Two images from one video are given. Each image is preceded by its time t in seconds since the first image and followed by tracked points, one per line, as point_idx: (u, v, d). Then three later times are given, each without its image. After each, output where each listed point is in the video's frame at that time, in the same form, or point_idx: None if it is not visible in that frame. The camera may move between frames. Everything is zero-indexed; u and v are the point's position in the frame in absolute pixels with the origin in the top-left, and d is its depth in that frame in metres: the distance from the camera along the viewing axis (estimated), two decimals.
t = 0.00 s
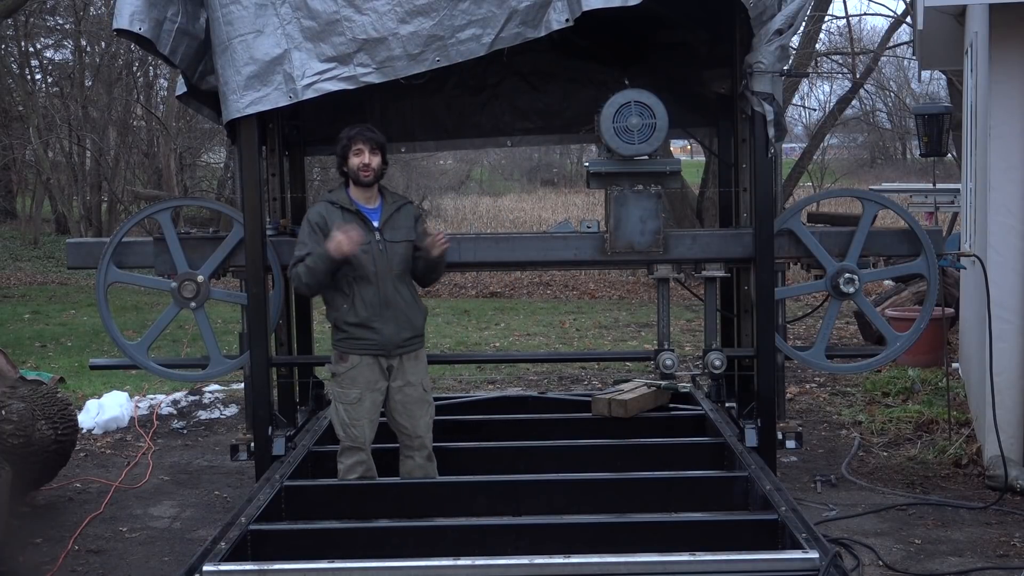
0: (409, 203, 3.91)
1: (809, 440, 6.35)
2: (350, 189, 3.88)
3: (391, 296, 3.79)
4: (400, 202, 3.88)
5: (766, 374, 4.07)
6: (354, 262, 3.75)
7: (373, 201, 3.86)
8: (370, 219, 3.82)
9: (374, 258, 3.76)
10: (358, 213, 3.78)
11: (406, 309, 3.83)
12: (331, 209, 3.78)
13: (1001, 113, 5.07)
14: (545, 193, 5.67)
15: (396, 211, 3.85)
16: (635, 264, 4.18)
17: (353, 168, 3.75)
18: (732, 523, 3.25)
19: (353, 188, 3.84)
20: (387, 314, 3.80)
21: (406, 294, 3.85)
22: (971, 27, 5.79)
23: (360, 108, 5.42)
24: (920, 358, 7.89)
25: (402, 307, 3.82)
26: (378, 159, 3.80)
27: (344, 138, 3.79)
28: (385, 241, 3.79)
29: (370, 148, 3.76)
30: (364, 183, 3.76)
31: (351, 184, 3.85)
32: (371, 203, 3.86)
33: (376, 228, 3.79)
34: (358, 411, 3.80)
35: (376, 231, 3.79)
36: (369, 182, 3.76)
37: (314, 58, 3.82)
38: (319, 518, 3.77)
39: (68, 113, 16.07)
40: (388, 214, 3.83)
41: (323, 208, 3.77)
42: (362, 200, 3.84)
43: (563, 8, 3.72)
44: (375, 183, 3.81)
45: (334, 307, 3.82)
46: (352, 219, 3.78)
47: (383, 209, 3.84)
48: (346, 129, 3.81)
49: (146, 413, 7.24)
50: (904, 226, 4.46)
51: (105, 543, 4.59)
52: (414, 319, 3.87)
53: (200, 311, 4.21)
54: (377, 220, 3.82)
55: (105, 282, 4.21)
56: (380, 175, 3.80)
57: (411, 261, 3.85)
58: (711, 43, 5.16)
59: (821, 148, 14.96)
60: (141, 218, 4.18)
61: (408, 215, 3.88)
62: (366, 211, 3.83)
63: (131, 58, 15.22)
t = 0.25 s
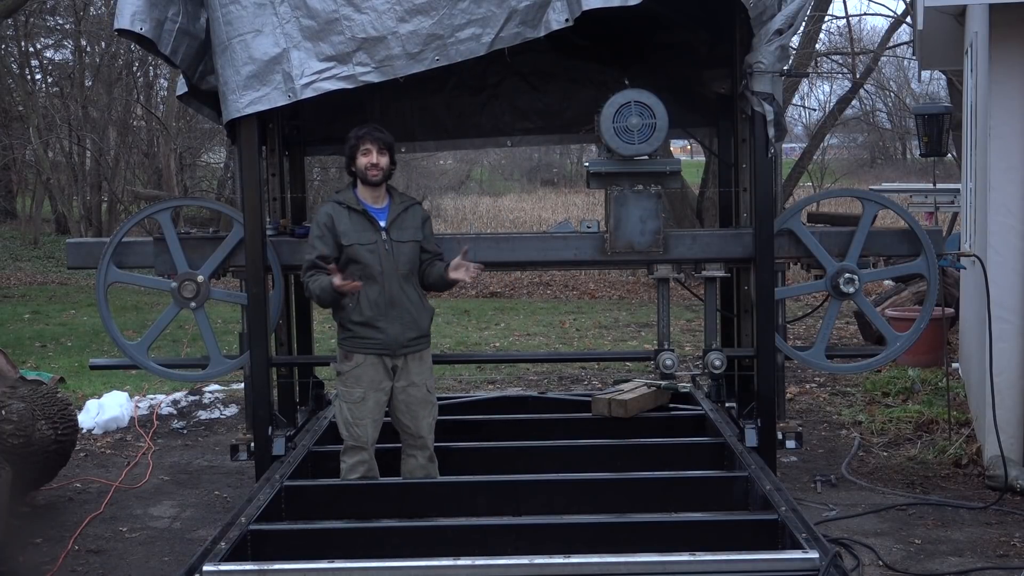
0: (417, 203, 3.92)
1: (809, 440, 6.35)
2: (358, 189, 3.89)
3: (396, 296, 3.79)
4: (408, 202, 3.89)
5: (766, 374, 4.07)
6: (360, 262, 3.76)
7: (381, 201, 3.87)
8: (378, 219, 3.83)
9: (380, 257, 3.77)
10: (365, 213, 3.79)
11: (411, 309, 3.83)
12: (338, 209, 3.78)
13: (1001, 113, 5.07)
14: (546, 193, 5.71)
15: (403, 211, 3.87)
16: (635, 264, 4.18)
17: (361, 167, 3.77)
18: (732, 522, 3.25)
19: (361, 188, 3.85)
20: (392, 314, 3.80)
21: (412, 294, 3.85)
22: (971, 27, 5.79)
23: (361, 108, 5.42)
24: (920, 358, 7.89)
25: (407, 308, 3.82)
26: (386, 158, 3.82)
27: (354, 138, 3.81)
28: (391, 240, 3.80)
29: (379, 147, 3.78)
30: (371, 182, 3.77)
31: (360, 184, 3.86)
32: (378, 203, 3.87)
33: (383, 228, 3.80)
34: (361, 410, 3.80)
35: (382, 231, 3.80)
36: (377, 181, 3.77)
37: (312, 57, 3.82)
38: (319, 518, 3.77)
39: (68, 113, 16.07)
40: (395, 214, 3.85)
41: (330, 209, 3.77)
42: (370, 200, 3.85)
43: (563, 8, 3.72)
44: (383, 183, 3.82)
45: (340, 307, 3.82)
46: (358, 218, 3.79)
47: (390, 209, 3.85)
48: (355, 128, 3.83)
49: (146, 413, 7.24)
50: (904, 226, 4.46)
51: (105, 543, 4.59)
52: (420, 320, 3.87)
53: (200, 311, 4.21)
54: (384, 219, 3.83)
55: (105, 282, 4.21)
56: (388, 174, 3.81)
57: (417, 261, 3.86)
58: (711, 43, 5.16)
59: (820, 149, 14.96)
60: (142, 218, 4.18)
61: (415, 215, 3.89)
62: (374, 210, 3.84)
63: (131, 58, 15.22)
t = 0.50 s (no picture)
0: (419, 203, 3.94)
1: (809, 440, 6.35)
2: (362, 188, 3.89)
3: (400, 296, 3.81)
4: (411, 202, 3.91)
5: (766, 374, 4.07)
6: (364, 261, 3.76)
7: (385, 201, 3.88)
8: (381, 219, 3.84)
9: (384, 256, 3.79)
10: (369, 212, 3.80)
11: (415, 309, 3.85)
12: (342, 207, 3.78)
13: (1001, 113, 5.07)
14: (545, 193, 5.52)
15: (407, 211, 3.88)
16: (635, 264, 4.18)
17: (369, 168, 3.78)
18: (733, 522, 3.25)
19: (365, 187, 3.86)
20: (395, 314, 3.81)
21: (415, 293, 3.86)
22: (971, 27, 5.79)
23: (361, 108, 5.42)
24: (920, 358, 7.89)
25: (410, 308, 3.83)
26: (393, 159, 3.83)
27: (362, 137, 3.82)
28: (395, 240, 3.81)
29: (388, 148, 3.79)
30: (378, 182, 3.79)
31: (364, 183, 3.87)
32: (382, 203, 3.87)
33: (386, 228, 3.81)
34: (363, 410, 3.81)
35: (386, 231, 3.81)
36: (384, 182, 3.79)
37: (311, 56, 3.82)
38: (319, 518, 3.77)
39: (68, 113, 16.08)
40: (398, 214, 3.86)
41: (333, 207, 3.77)
42: (374, 200, 3.86)
43: (562, 8, 3.71)
44: (389, 184, 3.83)
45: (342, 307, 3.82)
46: (362, 217, 3.80)
47: (394, 209, 3.87)
48: (363, 129, 3.84)
49: (146, 413, 7.24)
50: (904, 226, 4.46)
51: (105, 543, 4.59)
52: (423, 320, 3.89)
53: (200, 311, 4.21)
54: (388, 219, 3.85)
55: (105, 282, 4.21)
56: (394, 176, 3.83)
57: (419, 261, 3.88)
58: (711, 43, 5.16)
59: (821, 149, 14.96)
60: (142, 218, 4.18)
61: (418, 215, 3.91)
62: (378, 210, 3.85)
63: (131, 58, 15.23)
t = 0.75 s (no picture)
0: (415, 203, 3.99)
1: (809, 440, 6.35)
2: (360, 188, 3.90)
3: (403, 296, 3.84)
4: (407, 202, 3.97)
5: (766, 374, 4.07)
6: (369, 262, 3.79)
7: (383, 200, 3.92)
8: (383, 219, 3.88)
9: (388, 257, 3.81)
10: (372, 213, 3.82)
11: (416, 308, 3.88)
12: (345, 209, 3.78)
13: (1001, 113, 5.07)
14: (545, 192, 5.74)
15: (406, 211, 3.94)
16: (635, 264, 4.18)
17: (388, 172, 3.82)
18: (733, 522, 3.25)
19: (368, 187, 3.88)
20: (399, 314, 3.84)
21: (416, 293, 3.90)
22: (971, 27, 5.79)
23: (361, 108, 5.42)
24: (920, 358, 7.89)
25: (413, 308, 3.87)
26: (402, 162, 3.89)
27: (369, 142, 3.82)
28: (397, 240, 3.85)
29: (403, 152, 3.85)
30: (392, 185, 3.85)
31: (365, 183, 3.89)
32: (381, 203, 3.92)
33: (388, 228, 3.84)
34: (369, 410, 3.83)
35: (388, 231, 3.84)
36: (398, 186, 3.86)
37: (310, 54, 3.81)
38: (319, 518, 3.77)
39: (68, 113, 16.08)
40: (398, 215, 3.91)
41: (336, 209, 3.76)
42: (375, 199, 3.90)
43: (561, 8, 3.71)
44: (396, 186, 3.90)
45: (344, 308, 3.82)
46: (365, 218, 3.81)
47: (394, 209, 3.91)
48: (367, 136, 3.84)
49: (146, 413, 7.24)
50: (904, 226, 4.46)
51: (105, 543, 4.59)
52: (424, 318, 3.93)
53: (200, 311, 4.21)
54: (389, 219, 3.90)
55: (105, 282, 4.21)
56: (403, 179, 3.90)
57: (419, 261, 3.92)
58: (711, 42, 5.16)
59: (821, 149, 14.96)
60: (141, 218, 4.18)
61: (416, 215, 3.96)
62: (379, 210, 3.89)
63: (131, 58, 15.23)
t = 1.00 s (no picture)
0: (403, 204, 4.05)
1: (809, 440, 6.35)
2: (357, 188, 3.87)
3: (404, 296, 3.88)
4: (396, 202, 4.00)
5: (766, 374, 4.07)
6: (371, 262, 3.81)
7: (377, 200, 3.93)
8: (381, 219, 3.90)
9: (388, 256, 3.85)
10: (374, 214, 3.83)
11: (414, 308, 3.93)
12: (348, 210, 3.78)
13: (1001, 112, 5.07)
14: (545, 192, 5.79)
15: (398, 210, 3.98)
16: (635, 264, 4.18)
17: (391, 173, 3.83)
18: (733, 522, 3.25)
19: (366, 187, 3.85)
20: (400, 314, 3.87)
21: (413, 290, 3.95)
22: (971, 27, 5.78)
23: (361, 107, 5.42)
24: (920, 358, 7.89)
25: (411, 308, 3.91)
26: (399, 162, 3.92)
27: (372, 142, 3.81)
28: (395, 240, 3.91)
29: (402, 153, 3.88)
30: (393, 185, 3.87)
31: (364, 183, 3.85)
32: (377, 203, 3.91)
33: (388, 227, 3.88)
34: (373, 410, 3.84)
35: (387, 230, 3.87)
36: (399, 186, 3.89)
37: (308, 53, 3.81)
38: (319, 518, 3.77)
39: (68, 114, 16.08)
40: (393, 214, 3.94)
41: (338, 208, 3.76)
42: (372, 199, 3.88)
43: (560, 7, 3.71)
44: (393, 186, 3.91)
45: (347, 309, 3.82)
46: (366, 219, 3.82)
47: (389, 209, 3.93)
48: (363, 136, 3.83)
49: (146, 413, 7.24)
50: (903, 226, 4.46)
51: (105, 543, 4.59)
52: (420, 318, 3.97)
53: (200, 311, 4.21)
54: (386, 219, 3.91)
55: (105, 282, 4.21)
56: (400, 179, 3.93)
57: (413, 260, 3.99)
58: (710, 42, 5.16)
59: (821, 149, 14.96)
60: (141, 218, 4.18)
61: (406, 215, 4.02)
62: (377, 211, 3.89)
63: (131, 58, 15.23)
